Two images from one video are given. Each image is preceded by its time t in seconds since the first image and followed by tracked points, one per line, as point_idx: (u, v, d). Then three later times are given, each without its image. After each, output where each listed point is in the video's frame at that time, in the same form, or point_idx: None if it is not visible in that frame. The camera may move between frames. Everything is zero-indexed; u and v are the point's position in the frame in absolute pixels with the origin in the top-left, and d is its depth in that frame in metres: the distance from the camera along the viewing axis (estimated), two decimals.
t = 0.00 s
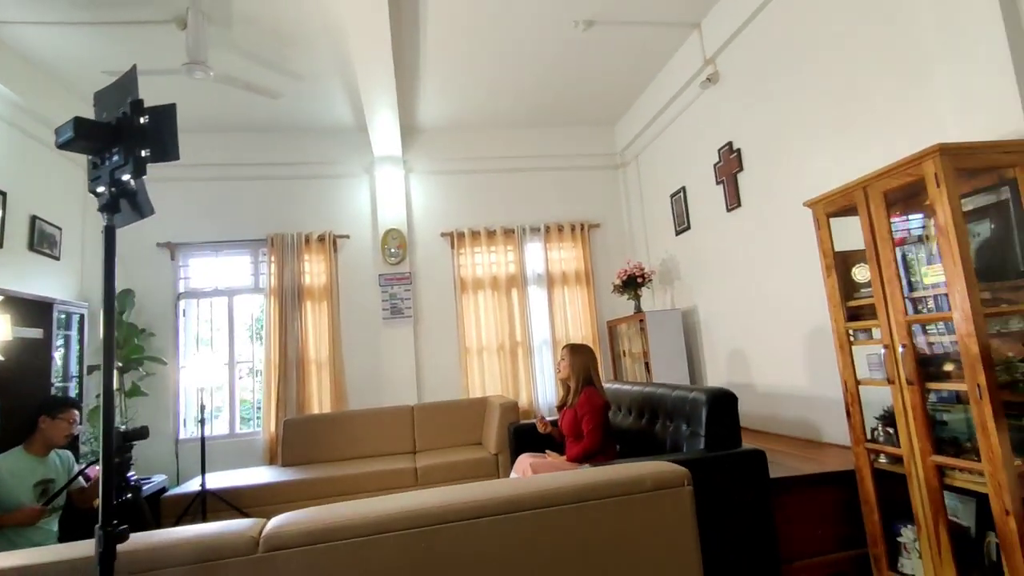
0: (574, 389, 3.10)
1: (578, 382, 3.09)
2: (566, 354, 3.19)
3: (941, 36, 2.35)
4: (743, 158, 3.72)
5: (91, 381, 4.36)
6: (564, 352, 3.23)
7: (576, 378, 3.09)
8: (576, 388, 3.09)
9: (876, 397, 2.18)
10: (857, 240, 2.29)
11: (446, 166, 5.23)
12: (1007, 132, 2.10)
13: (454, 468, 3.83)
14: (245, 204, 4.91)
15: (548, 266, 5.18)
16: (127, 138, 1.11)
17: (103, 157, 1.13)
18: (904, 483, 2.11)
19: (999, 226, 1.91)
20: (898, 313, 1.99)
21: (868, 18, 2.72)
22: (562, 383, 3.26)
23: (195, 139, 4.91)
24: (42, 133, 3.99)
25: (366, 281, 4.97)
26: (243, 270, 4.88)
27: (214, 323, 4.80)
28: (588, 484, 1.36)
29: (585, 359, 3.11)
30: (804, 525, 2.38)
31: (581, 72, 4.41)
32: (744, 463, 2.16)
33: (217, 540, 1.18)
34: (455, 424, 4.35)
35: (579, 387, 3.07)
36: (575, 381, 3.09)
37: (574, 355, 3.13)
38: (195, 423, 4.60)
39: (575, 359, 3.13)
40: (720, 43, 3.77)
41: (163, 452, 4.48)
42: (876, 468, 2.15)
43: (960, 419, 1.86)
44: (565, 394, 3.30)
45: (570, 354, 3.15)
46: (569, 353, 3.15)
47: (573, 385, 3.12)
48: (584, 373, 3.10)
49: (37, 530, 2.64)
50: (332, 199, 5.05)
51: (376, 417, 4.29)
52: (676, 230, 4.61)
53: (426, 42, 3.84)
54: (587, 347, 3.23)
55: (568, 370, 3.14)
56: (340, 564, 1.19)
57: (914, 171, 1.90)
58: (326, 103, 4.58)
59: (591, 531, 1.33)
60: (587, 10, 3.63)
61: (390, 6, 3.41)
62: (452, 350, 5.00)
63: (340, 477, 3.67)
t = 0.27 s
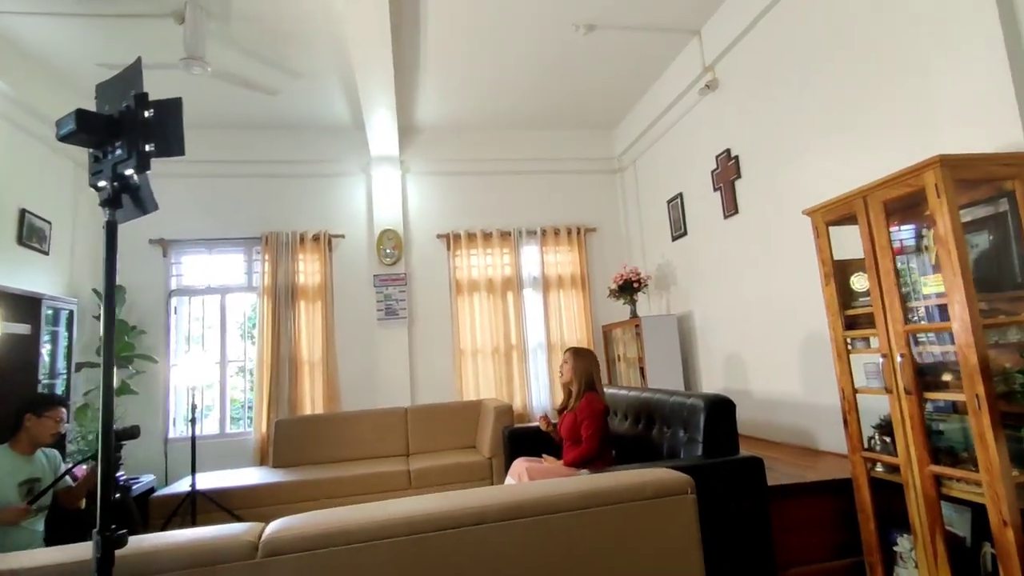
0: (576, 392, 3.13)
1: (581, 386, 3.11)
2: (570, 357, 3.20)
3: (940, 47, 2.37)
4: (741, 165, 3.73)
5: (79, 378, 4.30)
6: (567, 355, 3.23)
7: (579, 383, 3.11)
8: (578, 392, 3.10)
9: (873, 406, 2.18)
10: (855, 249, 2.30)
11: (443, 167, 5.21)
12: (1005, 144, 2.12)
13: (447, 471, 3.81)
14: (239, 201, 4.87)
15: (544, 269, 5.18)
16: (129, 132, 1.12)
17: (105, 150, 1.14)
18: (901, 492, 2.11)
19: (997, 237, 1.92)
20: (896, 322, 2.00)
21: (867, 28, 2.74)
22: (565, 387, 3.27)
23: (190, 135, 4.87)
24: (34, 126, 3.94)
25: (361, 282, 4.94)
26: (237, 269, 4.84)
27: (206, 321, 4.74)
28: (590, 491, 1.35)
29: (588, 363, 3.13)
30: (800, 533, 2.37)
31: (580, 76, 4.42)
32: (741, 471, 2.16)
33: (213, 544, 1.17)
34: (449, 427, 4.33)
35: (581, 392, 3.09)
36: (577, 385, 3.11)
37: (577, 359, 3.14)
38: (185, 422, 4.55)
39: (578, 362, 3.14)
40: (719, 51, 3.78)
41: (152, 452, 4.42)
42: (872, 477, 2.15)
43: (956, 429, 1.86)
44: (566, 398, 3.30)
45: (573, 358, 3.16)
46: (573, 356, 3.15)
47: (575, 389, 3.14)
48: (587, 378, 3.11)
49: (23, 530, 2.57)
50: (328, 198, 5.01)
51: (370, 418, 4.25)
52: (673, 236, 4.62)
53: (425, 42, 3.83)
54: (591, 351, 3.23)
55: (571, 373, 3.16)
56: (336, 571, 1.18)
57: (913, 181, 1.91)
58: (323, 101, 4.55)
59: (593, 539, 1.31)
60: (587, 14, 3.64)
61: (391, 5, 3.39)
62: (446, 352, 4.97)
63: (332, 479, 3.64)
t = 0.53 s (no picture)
0: (602, 394, 3.10)
1: (608, 387, 3.08)
2: (597, 358, 3.16)
3: (991, 51, 2.30)
4: (771, 168, 3.67)
5: (100, 364, 4.32)
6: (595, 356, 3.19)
7: (606, 383, 3.08)
8: (604, 393, 3.08)
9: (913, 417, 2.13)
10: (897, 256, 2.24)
11: (464, 163, 5.18)
12: None
13: (464, 470, 3.78)
14: (261, 192, 4.86)
15: (563, 268, 5.14)
16: (192, 112, 0.93)
17: (165, 133, 0.95)
18: (940, 506, 2.06)
19: None
20: (942, 333, 1.95)
21: (910, 31, 2.67)
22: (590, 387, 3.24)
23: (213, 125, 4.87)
24: (62, 112, 3.96)
25: (379, 276, 4.92)
26: (257, 260, 4.84)
27: (225, 311, 4.75)
28: (638, 497, 1.31)
29: (616, 364, 3.10)
30: (831, 544, 2.33)
31: (606, 74, 4.37)
32: (774, 479, 2.12)
33: (259, 539, 1.15)
34: (466, 424, 4.30)
35: (607, 393, 3.06)
36: (603, 386, 3.09)
37: (605, 359, 3.11)
38: (202, 411, 4.56)
39: (606, 363, 3.11)
40: (751, 51, 3.72)
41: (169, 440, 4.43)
42: (910, 490, 2.11)
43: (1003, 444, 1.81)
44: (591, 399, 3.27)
45: (601, 358, 3.13)
46: (600, 357, 3.12)
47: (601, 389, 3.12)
48: (614, 379, 3.09)
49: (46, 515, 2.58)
50: (348, 191, 5.00)
51: (386, 413, 4.24)
52: (696, 238, 4.57)
53: (451, 38, 3.79)
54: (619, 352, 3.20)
55: (597, 374, 3.13)
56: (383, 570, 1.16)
57: (966, 188, 1.85)
58: (347, 94, 4.53)
59: (641, 547, 1.28)
60: (618, 11, 3.58)
61: None
62: (463, 350, 4.95)
63: (349, 473, 3.62)
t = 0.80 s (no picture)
0: (629, 391, 3.05)
1: (635, 384, 3.03)
2: (624, 354, 3.11)
3: None
4: (807, 168, 3.59)
5: (127, 347, 4.37)
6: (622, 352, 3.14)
7: (633, 380, 3.03)
8: (631, 390, 3.03)
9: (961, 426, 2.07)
10: (948, 259, 2.17)
11: (489, 157, 5.14)
12: None
13: (486, 464, 3.77)
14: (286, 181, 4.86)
15: (587, 265, 5.09)
16: (266, 84, 0.90)
17: (236, 105, 0.93)
18: (988, 518, 2.00)
19: None
20: (998, 339, 1.88)
21: (962, 28, 2.58)
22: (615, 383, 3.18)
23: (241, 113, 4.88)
24: (97, 97, 4.00)
25: (402, 268, 4.91)
26: (282, 248, 4.86)
27: (250, 299, 4.78)
28: (692, 496, 1.28)
29: (644, 361, 3.04)
30: (869, 552, 2.28)
31: (637, 71, 4.30)
32: (813, 484, 2.08)
33: (310, 523, 1.14)
34: (487, 419, 4.29)
35: (634, 390, 3.01)
36: (631, 383, 3.03)
37: (632, 356, 3.05)
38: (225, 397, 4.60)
39: (634, 360, 3.06)
40: (789, 48, 3.62)
41: (193, 425, 4.47)
42: (957, 501, 2.05)
43: None
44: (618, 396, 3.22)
45: (628, 355, 3.08)
46: (628, 353, 3.07)
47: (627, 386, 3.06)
48: (641, 376, 3.04)
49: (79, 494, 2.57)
50: (373, 182, 4.98)
51: (408, 405, 4.23)
52: (725, 238, 4.50)
53: (483, 31, 3.75)
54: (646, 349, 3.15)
55: (625, 371, 3.07)
56: (434, 560, 1.14)
57: None
58: (375, 85, 4.51)
59: (694, 547, 1.25)
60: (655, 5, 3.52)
61: None
62: (484, 344, 4.93)
63: (372, 463, 3.62)
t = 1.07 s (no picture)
0: (650, 390, 2.97)
1: (656, 382, 2.94)
2: (643, 353, 3.02)
3: None
4: (842, 166, 3.51)
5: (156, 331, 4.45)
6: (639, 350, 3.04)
7: (654, 379, 2.94)
8: (653, 389, 2.95)
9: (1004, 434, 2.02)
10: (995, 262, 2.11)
11: (515, 150, 5.12)
12: None
13: (507, 457, 3.77)
14: (312, 171, 4.89)
15: (610, 261, 5.06)
16: (326, 66, 0.89)
17: (294, 87, 0.91)
18: None
19: None
20: None
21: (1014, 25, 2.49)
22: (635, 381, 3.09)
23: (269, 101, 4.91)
24: (131, 83, 4.06)
25: (426, 260, 4.92)
26: (308, 237, 4.90)
27: (275, 287, 4.83)
28: (733, 494, 1.28)
29: (665, 359, 2.96)
30: (901, 560, 2.24)
31: (668, 65, 4.24)
32: (846, 487, 2.05)
33: (352, 507, 1.14)
34: (508, 413, 4.29)
35: (656, 389, 2.93)
36: (652, 382, 2.95)
37: (652, 355, 2.96)
38: (249, 383, 4.67)
39: (653, 359, 2.97)
40: (827, 43, 3.53)
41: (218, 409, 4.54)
42: (996, 511, 2.00)
43: None
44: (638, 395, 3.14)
45: (647, 353, 2.98)
46: (647, 352, 2.98)
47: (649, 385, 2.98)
48: (662, 375, 2.95)
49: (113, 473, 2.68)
50: (399, 173, 4.99)
51: (430, 396, 4.25)
52: (753, 237, 4.43)
53: (513, 24, 3.72)
54: (665, 346, 3.06)
55: (645, 370, 2.99)
56: (475, 550, 1.15)
57: None
58: (403, 76, 4.50)
59: (734, 546, 1.25)
60: None
61: None
62: (506, 338, 4.93)
63: (394, 453, 3.65)
